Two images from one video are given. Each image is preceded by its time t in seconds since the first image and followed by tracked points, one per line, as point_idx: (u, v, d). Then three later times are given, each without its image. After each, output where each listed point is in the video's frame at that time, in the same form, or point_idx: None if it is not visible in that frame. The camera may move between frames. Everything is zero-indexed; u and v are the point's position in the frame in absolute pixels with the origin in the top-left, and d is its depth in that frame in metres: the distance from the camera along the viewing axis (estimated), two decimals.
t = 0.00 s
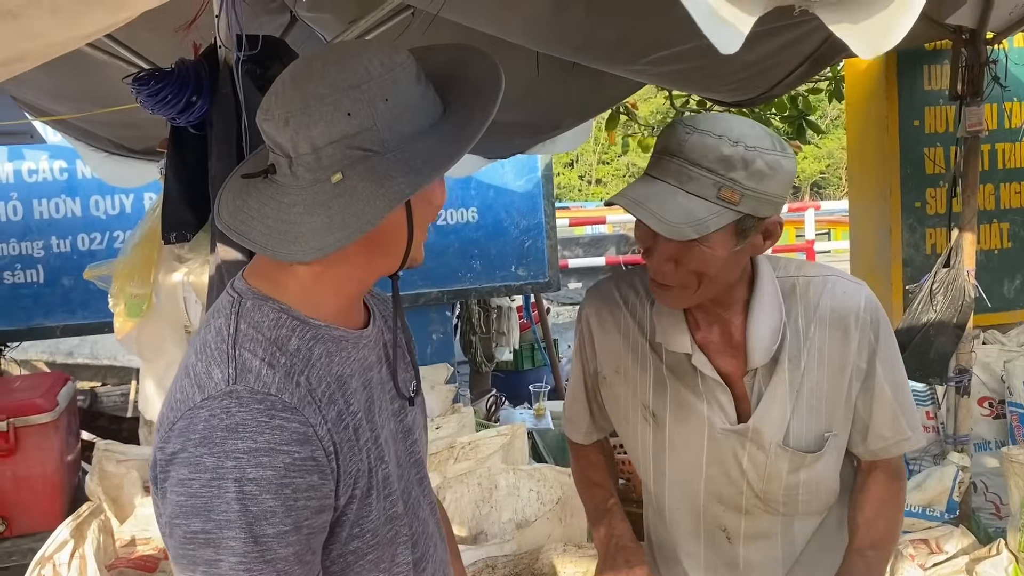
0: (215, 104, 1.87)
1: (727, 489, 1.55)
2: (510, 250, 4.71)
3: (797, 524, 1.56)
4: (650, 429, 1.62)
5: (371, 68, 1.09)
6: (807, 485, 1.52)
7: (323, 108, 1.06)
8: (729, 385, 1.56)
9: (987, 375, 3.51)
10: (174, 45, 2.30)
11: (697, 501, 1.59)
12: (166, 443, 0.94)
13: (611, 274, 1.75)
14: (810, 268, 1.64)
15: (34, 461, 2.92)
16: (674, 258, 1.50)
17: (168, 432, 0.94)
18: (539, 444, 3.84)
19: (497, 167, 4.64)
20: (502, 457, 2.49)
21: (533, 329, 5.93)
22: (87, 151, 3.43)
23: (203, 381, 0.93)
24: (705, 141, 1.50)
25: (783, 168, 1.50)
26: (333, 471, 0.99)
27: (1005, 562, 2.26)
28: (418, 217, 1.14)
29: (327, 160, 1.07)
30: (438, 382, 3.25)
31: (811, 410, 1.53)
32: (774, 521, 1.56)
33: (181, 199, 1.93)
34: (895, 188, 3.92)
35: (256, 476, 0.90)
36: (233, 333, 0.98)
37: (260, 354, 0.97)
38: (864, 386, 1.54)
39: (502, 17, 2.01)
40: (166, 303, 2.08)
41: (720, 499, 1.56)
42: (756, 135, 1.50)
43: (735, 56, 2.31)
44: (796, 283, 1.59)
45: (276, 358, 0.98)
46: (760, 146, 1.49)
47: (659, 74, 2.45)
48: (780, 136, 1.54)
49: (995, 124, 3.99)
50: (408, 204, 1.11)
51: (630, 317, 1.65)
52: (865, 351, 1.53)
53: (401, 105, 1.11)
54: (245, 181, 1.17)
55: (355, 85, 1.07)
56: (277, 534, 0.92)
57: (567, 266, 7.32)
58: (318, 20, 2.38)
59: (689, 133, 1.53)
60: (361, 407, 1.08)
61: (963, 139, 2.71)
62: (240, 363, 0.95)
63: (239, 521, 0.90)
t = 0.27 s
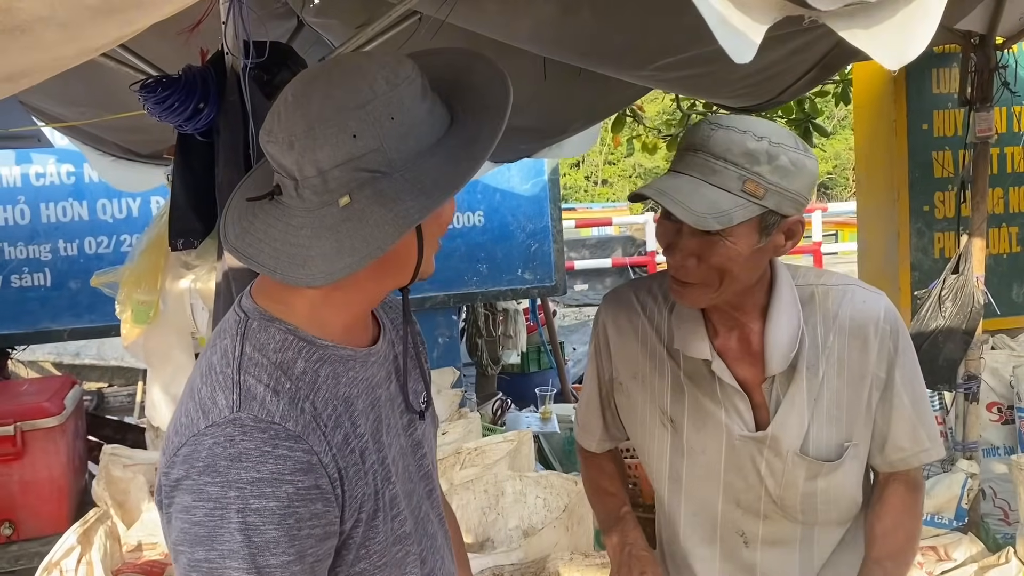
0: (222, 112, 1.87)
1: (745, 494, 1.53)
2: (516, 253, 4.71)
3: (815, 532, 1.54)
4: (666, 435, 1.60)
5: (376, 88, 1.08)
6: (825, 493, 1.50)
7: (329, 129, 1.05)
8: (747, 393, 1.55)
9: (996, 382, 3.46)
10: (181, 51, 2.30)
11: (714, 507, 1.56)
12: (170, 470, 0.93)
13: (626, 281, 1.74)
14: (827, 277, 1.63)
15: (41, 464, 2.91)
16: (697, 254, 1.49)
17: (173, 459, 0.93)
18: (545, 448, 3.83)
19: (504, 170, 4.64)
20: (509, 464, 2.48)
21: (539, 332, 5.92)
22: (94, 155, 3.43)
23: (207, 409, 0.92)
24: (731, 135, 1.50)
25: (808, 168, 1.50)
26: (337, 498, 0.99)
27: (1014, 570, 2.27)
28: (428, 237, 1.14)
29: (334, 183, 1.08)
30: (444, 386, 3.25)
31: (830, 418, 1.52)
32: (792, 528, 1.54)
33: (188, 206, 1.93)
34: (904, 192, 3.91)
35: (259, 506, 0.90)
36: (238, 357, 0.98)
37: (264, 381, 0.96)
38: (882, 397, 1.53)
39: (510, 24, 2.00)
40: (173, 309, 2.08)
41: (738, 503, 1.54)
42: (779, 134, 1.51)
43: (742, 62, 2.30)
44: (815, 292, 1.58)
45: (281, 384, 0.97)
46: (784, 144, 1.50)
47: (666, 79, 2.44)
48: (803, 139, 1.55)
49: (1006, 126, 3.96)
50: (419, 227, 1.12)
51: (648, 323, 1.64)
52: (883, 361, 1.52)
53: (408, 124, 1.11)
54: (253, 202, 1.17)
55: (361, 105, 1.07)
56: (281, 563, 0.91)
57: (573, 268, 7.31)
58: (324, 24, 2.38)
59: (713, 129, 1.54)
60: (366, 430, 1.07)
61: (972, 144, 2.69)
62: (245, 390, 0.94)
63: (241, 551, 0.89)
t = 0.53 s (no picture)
0: (226, 114, 1.88)
1: (746, 492, 1.54)
2: (518, 253, 4.72)
3: (814, 530, 1.55)
4: (667, 433, 1.61)
5: (368, 96, 1.09)
6: (824, 492, 1.52)
7: (323, 138, 1.06)
8: (750, 392, 1.56)
9: (997, 381, 3.47)
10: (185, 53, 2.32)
11: (715, 505, 1.57)
12: (175, 478, 0.94)
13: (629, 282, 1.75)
14: (829, 278, 1.64)
15: (45, 462, 2.93)
16: (706, 253, 1.51)
17: (178, 468, 0.94)
18: (546, 447, 3.84)
19: (506, 170, 4.65)
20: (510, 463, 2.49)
21: (541, 332, 5.93)
22: (98, 155, 3.45)
23: (211, 418, 0.94)
24: (740, 138, 1.50)
25: (815, 170, 1.51)
26: (339, 504, 1.00)
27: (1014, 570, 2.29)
28: (426, 242, 1.16)
29: (330, 191, 1.09)
30: (446, 386, 3.26)
31: (831, 418, 1.53)
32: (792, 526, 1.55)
33: (192, 206, 1.95)
34: (906, 192, 3.91)
35: (263, 515, 0.91)
36: (241, 367, 0.99)
37: (266, 391, 0.97)
38: (884, 397, 1.53)
39: (512, 26, 2.02)
40: (177, 309, 2.09)
41: (737, 500, 1.55)
42: (788, 137, 1.51)
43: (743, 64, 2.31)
44: (819, 293, 1.59)
45: (283, 393, 0.99)
46: (792, 146, 1.50)
47: (668, 81, 2.45)
48: (810, 141, 1.55)
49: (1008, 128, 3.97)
50: (416, 235, 1.14)
51: (653, 322, 1.65)
52: (885, 363, 1.53)
53: (402, 129, 1.12)
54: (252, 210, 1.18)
55: (354, 113, 1.08)
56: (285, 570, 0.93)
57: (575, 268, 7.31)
58: (327, 27, 2.39)
59: (722, 131, 1.54)
60: (369, 436, 1.09)
61: (972, 145, 2.70)
62: (247, 400, 0.96)
63: (246, 559, 0.90)
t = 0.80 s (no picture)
0: (226, 116, 1.91)
1: (736, 488, 1.57)
2: (516, 253, 4.75)
3: (803, 524, 1.58)
4: (659, 431, 1.64)
5: (367, 100, 1.13)
6: (813, 487, 1.55)
7: (323, 139, 1.10)
8: (740, 389, 1.59)
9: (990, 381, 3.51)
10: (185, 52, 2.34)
11: (705, 501, 1.61)
12: (182, 465, 0.98)
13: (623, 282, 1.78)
14: (815, 279, 1.67)
15: (47, 459, 2.96)
16: (696, 258, 1.53)
17: (185, 453, 0.98)
18: (543, 445, 3.87)
19: (505, 170, 4.69)
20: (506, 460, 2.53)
21: (539, 331, 5.96)
22: (99, 154, 3.48)
23: (215, 405, 0.97)
24: (728, 145, 1.53)
25: (801, 175, 1.54)
26: (339, 491, 1.03)
27: (1004, 566, 2.30)
28: (424, 240, 1.19)
29: (331, 190, 1.12)
30: (444, 384, 3.29)
31: (818, 415, 1.56)
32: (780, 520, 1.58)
33: (195, 207, 1.98)
34: (899, 193, 3.94)
35: (264, 498, 0.94)
36: (246, 357, 1.03)
37: (269, 381, 1.01)
38: (869, 395, 1.57)
39: (510, 29, 2.05)
40: (178, 308, 2.13)
41: (728, 496, 1.58)
42: (774, 143, 1.54)
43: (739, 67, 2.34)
44: (806, 293, 1.62)
45: (285, 383, 1.02)
46: (779, 152, 1.53)
47: (663, 83, 2.48)
48: (796, 146, 1.58)
49: (1001, 130, 4.00)
50: (414, 227, 1.16)
51: (644, 322, 1.68)
52: (870, 361, 1.57)
53: (401, 131, 1.16)
54: (257, 210, 1.22)
55: (353, 116, 1.11)
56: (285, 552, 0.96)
57: (573, 267, 7.34)
58: (327, 29, 2.42)
59: (711, 138, 1.56)
60: (370, 425, 1.12)
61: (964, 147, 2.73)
62: (251, 389, 0.99)
63: (247, 540, 0.94)
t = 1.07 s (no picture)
0: (225, 116, 1.94)
1: (721, 478, 1.62)
2: (510, 250, 4.78)
3: (785, 514, 1.63)
4: (648, 423, 1.68)
5: (365, 97, 1.17)
6: (795, 477, 1.59)
7: (324, 135, 1.14)
8: (725, 383, 1.63)
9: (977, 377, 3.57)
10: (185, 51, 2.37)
11: (692, 491, 1.65)
12: (189, 442, 1.03)
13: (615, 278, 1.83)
14: (802, 276, 1.71)
15: (45, 454, 2.98)
16: (690, 265, 1.57)
17: (192, 430, 1.03)
18: (537, 441, 3.91)
19: (499, 169, 4.72)
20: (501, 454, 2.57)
21: (533, 328, 5.99)
22: (97, 152, 3.51)
23: (220, 385, 1.02)
24: (715, 155, 1.57)
25: (786, 179, 1.58)
26: (337, 469, 1.07)
27: (988, 559, 2.34)
28: (422, 233, 1.23)
29: (331, 183, 1.16)
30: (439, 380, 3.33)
31: (801, 408, 1.60)
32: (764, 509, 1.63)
33: (194, 204, 2.00)
34: (889, 191, 3.99)
35: (264, 473, 0.98)
36: (250, 341, 1.07)
37: (272, 363, 1.05)
38: (851, 389, 1.61)
39: (505, 30, 2.09)
40: (178, 304, 2.14)
41: (713, 486, 1.63)
42: (758, 151, 1.59)
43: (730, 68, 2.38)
44: (790, 290, 1.66)
45: (287, 366, 1.06)
46: (764, 159, 1.57)
47: (655, 83, 2.52)
48: (778, 150, 1.63)
49: (989, 129, 4.05)
50: (410, 216, 1.20)
51: (634, 319, 1.71)
52: (852, 355, 1.60)
53: (397, 125, 1.20)
54: (262, 205, 1.26)
55: (352, 112, 1.16)
56: (283, 524, 1.00)
57: (567, 264, 7.38)
58: (324, 28, 2.45)
59: (697, 150, 1.60)
60: (369, 409, 1.16)
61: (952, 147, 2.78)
62: (254, 370, 1.04)
63: (247, 513, 0.98)
